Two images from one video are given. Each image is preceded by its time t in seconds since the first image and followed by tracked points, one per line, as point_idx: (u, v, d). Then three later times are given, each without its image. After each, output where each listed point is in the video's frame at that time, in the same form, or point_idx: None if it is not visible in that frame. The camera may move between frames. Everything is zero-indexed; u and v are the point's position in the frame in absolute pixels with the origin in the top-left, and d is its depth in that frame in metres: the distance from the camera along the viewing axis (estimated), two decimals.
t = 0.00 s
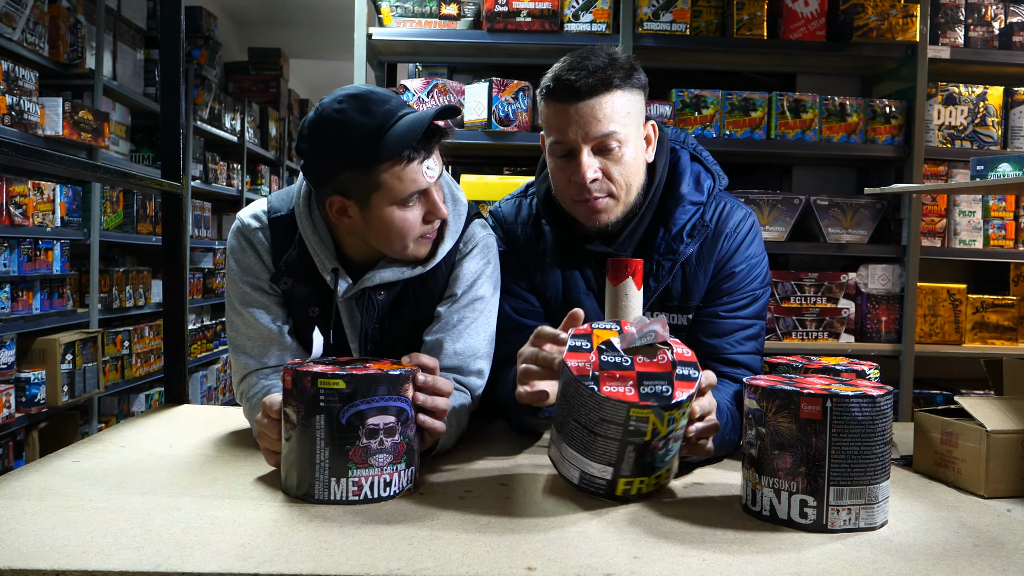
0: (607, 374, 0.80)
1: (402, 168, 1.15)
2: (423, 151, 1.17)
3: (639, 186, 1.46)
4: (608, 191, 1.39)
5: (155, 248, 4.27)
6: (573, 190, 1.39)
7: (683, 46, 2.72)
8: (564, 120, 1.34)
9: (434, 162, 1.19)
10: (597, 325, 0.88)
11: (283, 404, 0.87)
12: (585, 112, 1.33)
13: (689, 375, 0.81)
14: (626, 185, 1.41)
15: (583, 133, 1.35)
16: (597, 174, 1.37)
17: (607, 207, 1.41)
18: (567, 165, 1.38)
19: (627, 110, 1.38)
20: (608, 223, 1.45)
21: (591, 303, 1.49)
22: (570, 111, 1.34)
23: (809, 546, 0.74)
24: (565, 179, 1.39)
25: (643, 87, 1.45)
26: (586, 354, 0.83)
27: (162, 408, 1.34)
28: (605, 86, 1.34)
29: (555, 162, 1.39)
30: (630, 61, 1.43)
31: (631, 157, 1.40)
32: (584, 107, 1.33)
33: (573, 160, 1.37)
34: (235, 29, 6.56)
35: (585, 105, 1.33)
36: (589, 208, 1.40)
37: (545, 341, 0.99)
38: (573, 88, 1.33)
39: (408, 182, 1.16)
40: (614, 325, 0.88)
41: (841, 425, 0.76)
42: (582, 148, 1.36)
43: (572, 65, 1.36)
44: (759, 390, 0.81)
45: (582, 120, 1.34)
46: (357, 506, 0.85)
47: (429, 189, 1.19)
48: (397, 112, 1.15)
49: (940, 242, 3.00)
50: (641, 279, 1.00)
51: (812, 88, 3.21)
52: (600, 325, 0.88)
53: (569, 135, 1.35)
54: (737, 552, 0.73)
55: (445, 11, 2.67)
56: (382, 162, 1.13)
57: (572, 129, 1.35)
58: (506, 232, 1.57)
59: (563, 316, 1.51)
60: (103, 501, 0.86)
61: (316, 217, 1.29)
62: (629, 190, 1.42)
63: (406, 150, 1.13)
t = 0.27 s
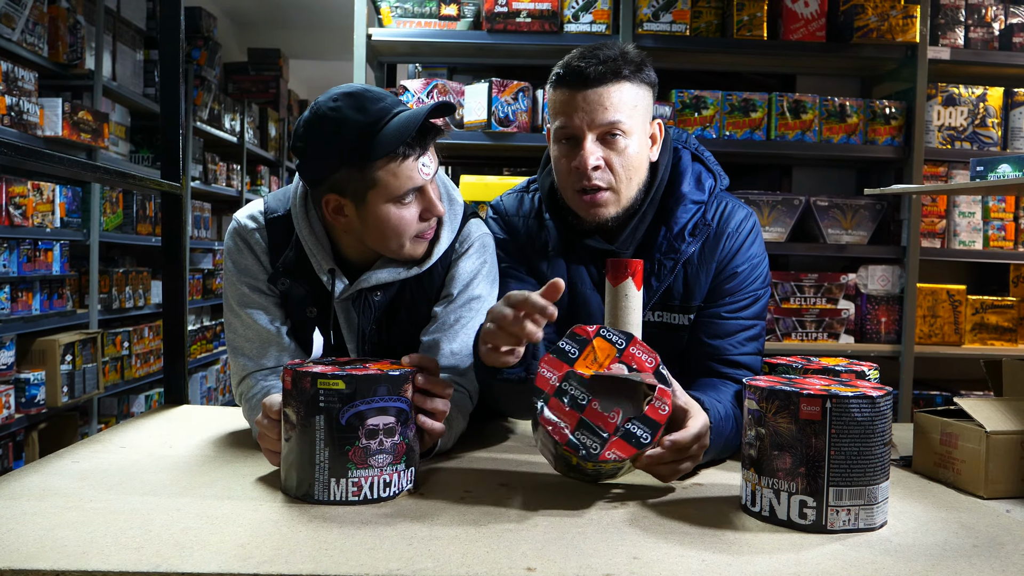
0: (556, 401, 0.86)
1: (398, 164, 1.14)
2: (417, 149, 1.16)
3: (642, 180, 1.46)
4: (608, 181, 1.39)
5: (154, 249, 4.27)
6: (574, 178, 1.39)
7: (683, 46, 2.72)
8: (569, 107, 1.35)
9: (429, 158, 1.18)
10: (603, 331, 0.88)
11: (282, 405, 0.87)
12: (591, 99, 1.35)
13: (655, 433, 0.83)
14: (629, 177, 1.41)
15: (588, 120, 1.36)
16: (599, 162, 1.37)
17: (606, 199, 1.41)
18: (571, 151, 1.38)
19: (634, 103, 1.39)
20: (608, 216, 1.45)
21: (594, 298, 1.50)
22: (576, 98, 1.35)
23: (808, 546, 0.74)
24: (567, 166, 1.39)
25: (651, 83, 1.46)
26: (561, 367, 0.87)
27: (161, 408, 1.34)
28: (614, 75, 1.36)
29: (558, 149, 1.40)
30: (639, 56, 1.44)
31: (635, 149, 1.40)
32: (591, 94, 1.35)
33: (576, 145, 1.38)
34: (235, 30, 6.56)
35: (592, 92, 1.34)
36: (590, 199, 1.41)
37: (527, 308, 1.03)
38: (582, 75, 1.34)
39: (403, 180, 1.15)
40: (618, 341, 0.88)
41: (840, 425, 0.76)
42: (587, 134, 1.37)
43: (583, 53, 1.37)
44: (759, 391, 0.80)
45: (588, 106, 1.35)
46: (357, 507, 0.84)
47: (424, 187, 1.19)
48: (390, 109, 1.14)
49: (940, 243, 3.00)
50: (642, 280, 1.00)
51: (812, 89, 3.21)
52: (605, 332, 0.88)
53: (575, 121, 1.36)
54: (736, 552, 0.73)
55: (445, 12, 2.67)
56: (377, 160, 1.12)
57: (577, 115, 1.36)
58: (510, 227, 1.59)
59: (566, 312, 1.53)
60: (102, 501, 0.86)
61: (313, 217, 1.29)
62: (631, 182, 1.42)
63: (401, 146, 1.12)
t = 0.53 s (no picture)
0: (574, 427, 0.86)
1: (381, 164, 1.15)
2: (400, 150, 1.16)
3: (650, 181, 1.46)
4: (616, 182, 1.40)
5: (153, 249, 4.27)
6: (582, 179, 1.40)
7: (682, 47, 2.72)
8: (577, 108, 1.36)
9: (413, 160, 1.17)
10: (625, 354, 0.89)
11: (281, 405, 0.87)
12: (599, 100, 1.35)
13: (666, 463, 0.86)
14: (635, 178, 1.42)
15: (595, 121, 1.36)
16: (606, 163, 1.38)
17: (614, 200, 1.42)
18: (579, 153, 1.39)
19: (641, 103, 1.39)
20: (616, 216, 1.45)
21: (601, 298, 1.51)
22: (584, 99, 1.35)
23: (808, 546, 0.74)
24: (575, 167, 1.40)
25: (659, 82, 1.45)
26: (581, 393, 0.87)
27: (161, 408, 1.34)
28: (620, 76, 1.35)
29: (567, 150, 1.41)
30: (647, 56, 1.43)
31: (642, 150, 1.41)
32: (599, 95, 1.35)
33: (584, 147, 1.39)
34: (234, 30, 6.56)
35: (599, 93, 1.35)
36: (598, 199, 1.41)
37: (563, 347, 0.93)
38: (589, 77, 1.34)
39: (383, 180, 1.16)
40: (639, 365, 0.88)
41: (841, 426, 0.76)
42: (594, 136, 1.37)
43: (590, 55, 1.37)
44: (759, 391, 0.80)
45: (596, 107, 1.35)
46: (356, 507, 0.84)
47: (408, 189, 1.19)
48: (378, 108, 1.15)
49: (939, 243, 3.00)
50: (642, 280, 0.98)
51: (811, 89, 3.21)
52: (627, 354, 0.89)
53: (582, 122, 1.37)
54: (736, 553, 0.73)
55: (444, 12, 2.67)
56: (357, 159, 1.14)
57: (584, 116, 1.36)
58: (518, 223, 1.56)
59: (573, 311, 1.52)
60: (103, 501, 0.86)
61: (311, 217, 1.30)
62: (638, 183, 1.43)
63: (380, 147, 1.13)
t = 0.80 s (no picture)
0: (569, 419, 0.87)
1: (381, 156, 1.16)
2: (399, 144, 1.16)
3: (656, 182, 1.46)
4: (623, 183, 1.39)
5: (153, 250, 4.27)
6: (589, 179, 1.39)
7: (681, 47, 2.72)
8: (584, 108, 1.36)
9: (412, 156, 1.16)
10: (617, 347, 0.90)
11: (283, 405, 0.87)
12: (607, 101, 1.35)
13: (662, 454, 0.86)
14: (642, 179, 1.41)
15: (603, 122, 1.36)
16: (613, 164, 1.38)
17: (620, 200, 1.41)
18: (586, 153, 1.40)
19: (648, 105, 1.40)
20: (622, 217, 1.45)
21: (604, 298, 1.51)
22: (591, 100, 1.35)
23: (808, 547, 0.74)
24: (582, 168, 1.40)
25: (665, 83, 1.46)
26: (574, 384, 0.87)
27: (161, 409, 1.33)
28: (628, 77, 1.36)
29: (574, 150, 1.41)
30: (654, 57, 1.44)
31: (648, 151, 1.41)
32: (607, 96, 1.35)
33: (592, 148, 1.39)
34: (233, 31, 6.56)
35: (608, 93, 1.35)
36: (604, 199, 1.41)
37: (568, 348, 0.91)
38: (597, 78, 1.34)
39: (379, 172, 1.16)
40: (632, 358, 0.89)
41: (841, 427, 0.76)
42: (601, 136, 1.37)
43: (597, 55, 1.37)
44: (759, 392, 0.80)
45: (603, 108, 1.35)
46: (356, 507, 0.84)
47: (404, 185, 1.18)
48: (384, 100, 1.17)
49: (939, 244, 3.00)
50: (641, 280, 0.98)
51: (811, 90, 3.21)
52: (619, 347, 0.90)
53: (589, 123, 1.37)
54: (736, 553, 0.73)
55: (443, 13, 2.67)
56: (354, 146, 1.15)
57: (592, 116, 1.36)
58: (522, 222, 1.56)
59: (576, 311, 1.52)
60: (103, 501, 0.85)
61: (316, 216, 1.31)
62: (644, 184, 1.42)
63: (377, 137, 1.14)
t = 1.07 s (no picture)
0: (567, 418, 0.87)
1: (383, 155, 1.16)
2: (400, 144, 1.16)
3: (656, 183, 1.46)
4: (623, 183, 1.39)
5: (152, 250, 4.27)
6: (588, 180, 1.40)
7: (681, 47, 2.72)
8: (584, 110, 1.36)
9: (414, 155, 1.17)
10: (616, 346, 0.90)
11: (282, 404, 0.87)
12: (606, 102, 1.35)
13: (661, 454, 0.86)
14: (642, 179, 1.41)
15: (603, 123, 1.36)
16: (613, 164, 1.38)
17: (620, 201, 1.42)
18: (585, 154, 1.40)
19: (648, 107, 1.40)
20: (622, 219, 1.45)
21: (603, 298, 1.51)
22: (591, 101, 1.35)
23: (807, 547, 0.74)
24: (581, 169, 1.40)
25: (665, 83, 1.46)
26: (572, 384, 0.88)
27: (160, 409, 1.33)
28: (627, 78, 1.36)
29: (573, 151, 1.41)
30: (654, 58, 1.44)
31: (648, 152, 1.41)
32: (606, 97, 1.35)
33: (591, 149, 1.39)
34: (233, 31, 6.56)
35: (607, 95, 1.35)
36: (604, 200, 1.41)
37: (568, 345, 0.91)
38: (596, 79, 1.34)
39: (380, 171, 1.16)
40: (630, 357, 0.89)
41: (840, 427, 0.76)
42: (601, 137, 1.37)
43: (597, 56, 1.37)
44: (758, 392, 0.80)
45: (603, 109, 1.36)
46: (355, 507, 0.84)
47: (405, 184, 1.18)
48: (386, 99, 1.16)
49: (939, 244, 3.00)
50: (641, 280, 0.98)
51: (811, 90, 3.21)
52: (618, 346, 0.90)
53: (589, 124, 1.37)
54: (735, 553, 0.73)
55: (443, 12, 2.67)
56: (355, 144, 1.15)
57: (592, 117, 1.36)
58: (523, 222, 1.56)
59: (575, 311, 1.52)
60: (102, 501, 0.85)
61: (317, 216, 1.31)
62: (644, 185, 1.42)
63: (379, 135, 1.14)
